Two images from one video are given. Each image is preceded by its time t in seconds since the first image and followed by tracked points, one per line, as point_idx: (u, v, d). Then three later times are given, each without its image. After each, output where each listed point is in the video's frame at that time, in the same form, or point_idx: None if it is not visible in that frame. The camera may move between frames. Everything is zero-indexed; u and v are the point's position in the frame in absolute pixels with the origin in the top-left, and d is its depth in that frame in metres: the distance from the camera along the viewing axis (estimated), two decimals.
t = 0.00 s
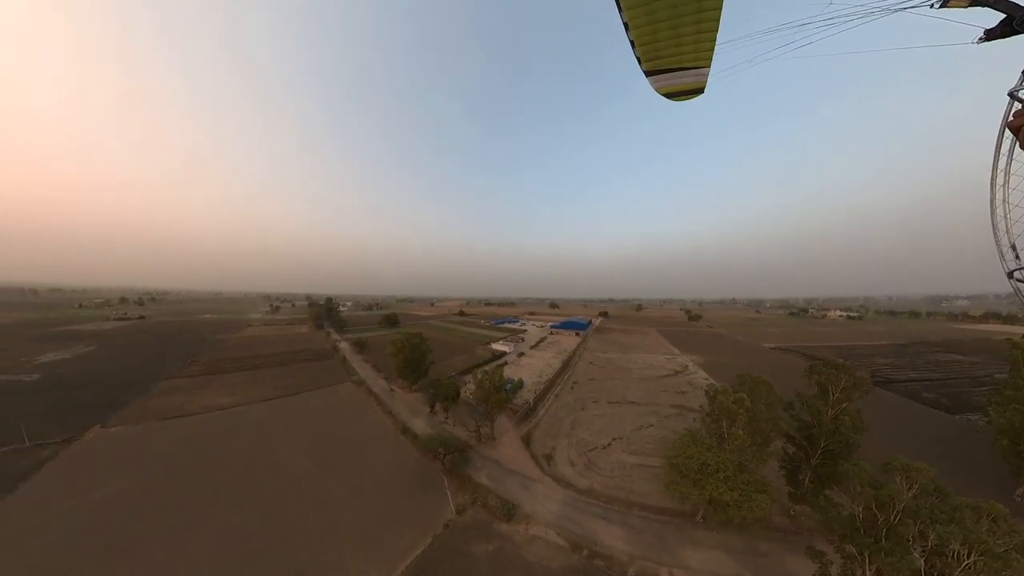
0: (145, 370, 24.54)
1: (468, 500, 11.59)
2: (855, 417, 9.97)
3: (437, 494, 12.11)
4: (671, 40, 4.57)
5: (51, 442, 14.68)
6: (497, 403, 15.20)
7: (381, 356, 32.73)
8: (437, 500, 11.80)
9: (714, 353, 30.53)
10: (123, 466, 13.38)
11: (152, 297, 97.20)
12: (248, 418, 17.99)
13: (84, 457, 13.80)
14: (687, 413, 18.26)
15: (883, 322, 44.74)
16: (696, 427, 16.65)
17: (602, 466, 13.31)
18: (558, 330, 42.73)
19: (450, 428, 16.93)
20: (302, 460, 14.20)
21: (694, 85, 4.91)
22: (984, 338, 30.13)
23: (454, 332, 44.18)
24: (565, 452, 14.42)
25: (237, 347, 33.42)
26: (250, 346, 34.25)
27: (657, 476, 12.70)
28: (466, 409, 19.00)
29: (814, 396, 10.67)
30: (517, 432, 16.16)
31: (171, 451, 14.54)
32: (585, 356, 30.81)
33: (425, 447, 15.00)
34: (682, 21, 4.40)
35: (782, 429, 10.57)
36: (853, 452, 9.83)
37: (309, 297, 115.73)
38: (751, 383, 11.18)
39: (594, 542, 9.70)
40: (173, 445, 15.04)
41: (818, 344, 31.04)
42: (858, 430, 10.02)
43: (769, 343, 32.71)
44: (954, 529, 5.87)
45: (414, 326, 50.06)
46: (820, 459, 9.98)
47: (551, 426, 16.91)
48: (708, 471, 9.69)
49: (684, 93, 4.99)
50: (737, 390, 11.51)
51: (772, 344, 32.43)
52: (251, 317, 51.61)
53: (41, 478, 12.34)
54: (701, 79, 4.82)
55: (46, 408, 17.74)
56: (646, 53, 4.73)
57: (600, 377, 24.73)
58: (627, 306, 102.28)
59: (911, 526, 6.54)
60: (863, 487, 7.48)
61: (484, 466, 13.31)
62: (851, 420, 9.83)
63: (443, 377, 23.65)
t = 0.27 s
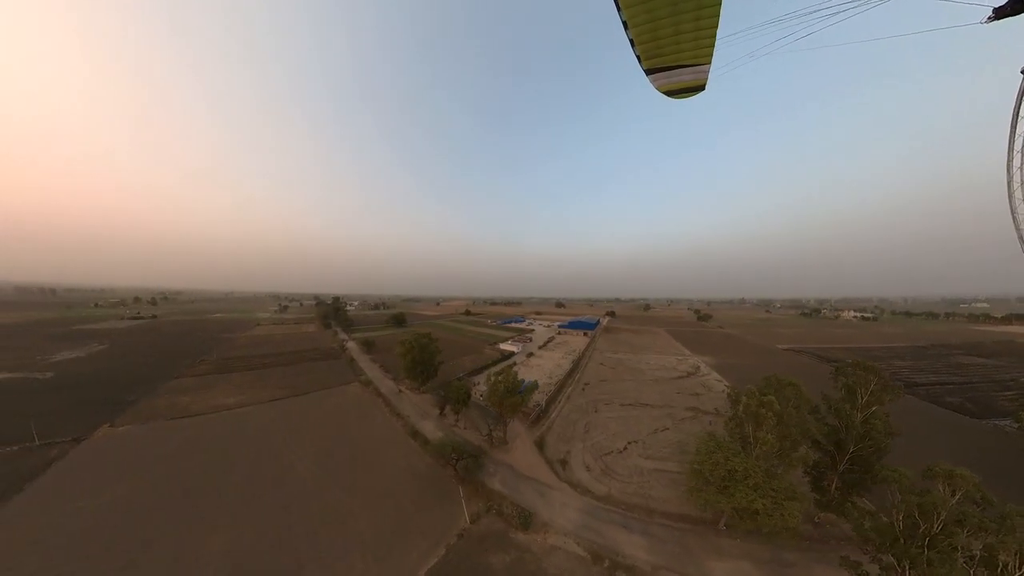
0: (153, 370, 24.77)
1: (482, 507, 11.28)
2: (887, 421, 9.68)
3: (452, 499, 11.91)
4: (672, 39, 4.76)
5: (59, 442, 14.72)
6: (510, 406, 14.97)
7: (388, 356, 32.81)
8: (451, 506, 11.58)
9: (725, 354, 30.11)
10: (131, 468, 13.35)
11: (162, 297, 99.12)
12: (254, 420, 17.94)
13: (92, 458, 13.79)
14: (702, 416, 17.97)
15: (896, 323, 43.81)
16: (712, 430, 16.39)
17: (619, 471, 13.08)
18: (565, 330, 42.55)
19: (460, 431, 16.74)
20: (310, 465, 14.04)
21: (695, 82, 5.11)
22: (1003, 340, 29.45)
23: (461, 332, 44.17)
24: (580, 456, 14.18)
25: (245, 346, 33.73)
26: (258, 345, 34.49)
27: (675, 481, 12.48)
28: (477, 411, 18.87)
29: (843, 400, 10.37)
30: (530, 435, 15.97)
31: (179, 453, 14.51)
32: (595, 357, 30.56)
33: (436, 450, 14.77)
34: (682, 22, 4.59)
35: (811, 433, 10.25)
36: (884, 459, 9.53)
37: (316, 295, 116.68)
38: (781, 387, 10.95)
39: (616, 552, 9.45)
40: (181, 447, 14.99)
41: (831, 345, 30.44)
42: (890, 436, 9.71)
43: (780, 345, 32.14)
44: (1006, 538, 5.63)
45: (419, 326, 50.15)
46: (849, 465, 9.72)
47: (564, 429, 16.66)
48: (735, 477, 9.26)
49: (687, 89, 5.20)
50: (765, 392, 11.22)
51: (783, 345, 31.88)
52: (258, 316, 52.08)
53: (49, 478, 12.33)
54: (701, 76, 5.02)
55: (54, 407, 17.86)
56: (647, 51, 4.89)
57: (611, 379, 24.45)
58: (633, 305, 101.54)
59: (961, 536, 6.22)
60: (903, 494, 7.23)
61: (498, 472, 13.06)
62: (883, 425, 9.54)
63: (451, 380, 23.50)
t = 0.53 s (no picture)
0: (163, 369, 25.03)
1: (497, 515, 10.98)
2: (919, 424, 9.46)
3: (465, 506, 11.62)
4: (671, 36, 4.11)
5: (66, 442, 14.87)
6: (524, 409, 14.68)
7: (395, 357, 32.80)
8: (464, 512, 11.31)
9: (736, 355, 29.59)
10: (138, 470, 13.36)
11: (165, 296, 98.04)
12: (261, 422, 17.92)
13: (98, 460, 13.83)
14: (718, 419, 17.65)
15: (914, 324, 42.48)
16: (729, 434, 16.09)
17: (636, 476, 12.84)
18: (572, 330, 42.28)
19: (471, 434, 16.51)
20: (319, 468, 13.92)
21: (696, 82, 4.30)
22: None
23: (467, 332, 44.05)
24: (595, 461, 13.93)
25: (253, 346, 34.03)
26: (265, 345, 34.66)
27: (695, 486, 12.24)
28: (488, 413, 18.71)
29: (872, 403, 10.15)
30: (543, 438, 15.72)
31: (189, 455, 14.47)
32: (605, 357, 30.24)
33: (447, 455, 14.52)
34: (683, 15, 3.92)
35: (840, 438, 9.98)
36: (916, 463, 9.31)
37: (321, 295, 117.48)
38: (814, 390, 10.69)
39: (638, 562, 9.21)
40: (187, 449, 14.98)
41: (847, 347, 29.63)
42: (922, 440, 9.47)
43: (793, 345, 31.39)
44: None
45: (424, 326, 50.13)
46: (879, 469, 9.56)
47: (577, 432, 16.45)
48: (766, 483, 8.89)
49: (689, 90, 4.43)
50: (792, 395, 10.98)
51: (797, 345, 31.13)
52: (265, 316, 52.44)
53: (56, 480, 12.38)
54: (705, 75, 4.21)
55: (62, 407, 18.07)
56: (647, 50, 4.21)
57: (622, 380, 24.15)
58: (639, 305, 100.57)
59: (1012, 545, 6.02)
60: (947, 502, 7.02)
61: (512, 478, 12.79)
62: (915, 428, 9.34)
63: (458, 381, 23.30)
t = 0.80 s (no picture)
0: (173, 369, 25.38)
1: (512, 525, 10.82)
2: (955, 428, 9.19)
3: (481, 514, 11.45)
4: (675, 36, 4.49)
5: (73, 442, 15.08)
6: (539, 413, 14.37)
7: (403, 357, 32.88)
8: (481, 523, 11.07)
9: (749, 355, 29.11)
10: (150, 472, 13.43)
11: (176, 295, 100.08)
12: (266, 424, 17.93)
13: (103, 461, 13.90)
14: (735, 422, 17.33)
15: (932, 325, 41.33)
16: (747, 438, 15.79)
17: (655, 482, 12.63)
18: (580, 330, 42.04)
19: (483, 437, 16.31)
20: (327, 473, 13.84)
21: (700, 81, 4.76)
22: None
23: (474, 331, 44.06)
24: (612, 465, 13.69)
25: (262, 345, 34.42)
26: (275, 344, 35.01)
27: (716, 493, 12.01)
28: (500, 415, 18.57)
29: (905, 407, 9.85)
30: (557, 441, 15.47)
31: (202, 458, 14.51)
32: (616, 358, 29.99)
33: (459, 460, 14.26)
34: (687, 17, 4.32)
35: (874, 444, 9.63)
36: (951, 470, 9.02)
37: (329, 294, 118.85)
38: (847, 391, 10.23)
39: None
40: (191, 450, 15.02)
41: (864, 349, 28.90)
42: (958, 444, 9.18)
43: (808, 347, 30.71)
44: None
45: (431, 325, 50.32)
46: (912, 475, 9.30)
47: (592, 436, 16.20)
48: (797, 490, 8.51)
49: (693, 89, 4.86)
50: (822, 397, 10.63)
51: (811, 346, 30.57)
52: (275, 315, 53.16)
53: (64, 481, 12.46)
54: (708, 75, 4.67)
55: (70, 407, 18.32)
56: (651, 50, 4.63)
57: (634, 381, 23.86)
58: (645, 305, 100.06)
59: None
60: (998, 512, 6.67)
61: (528, 483, 12.59)
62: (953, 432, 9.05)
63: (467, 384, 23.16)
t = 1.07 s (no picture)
0: (183, 368, 25.72)
1: (530, 535, 10.45)
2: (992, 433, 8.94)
3: (498, 520, 11.28)
4: (682, 36, 4.29)
5: (80, 442, 15.34)
6: (554, 416, 14.02)
7: (410, 357, 32.85)
8: (498, 531, 10.85)
9: (762, 357, 28.56)
10: (163, 475, 13.42)
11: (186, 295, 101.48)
12: (270, 425, 18.04)
13: (106, 462, 14.02)
14: (752, 425, 17.01)
15: (953, 326, 39.99)
16: (766, 442, 15.49)
17: (675, 488, 12.40)
18: (587, 330, 41.68)
19: (496, 440, 16.16)
20: (339, 477, 13.72)
21: (709, 81, 4.56)
22: None
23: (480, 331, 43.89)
24: (630, 470, 13.51)
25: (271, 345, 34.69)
26: (282, 344, 35.20)
27: (738, 500, 11.78)
28: (511, 417, 18.40)
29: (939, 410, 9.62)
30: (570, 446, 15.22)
31: (214, 462, 14.50)
32: (625, 358, 29.64)
33: (472, 466, 14.02)
34: (694, 16, 4.11)
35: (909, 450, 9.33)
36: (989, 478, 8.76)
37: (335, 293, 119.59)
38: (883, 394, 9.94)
39: None
40: (194, 452, 15.11)
41: (882, 350, 28.06)
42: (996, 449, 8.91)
43: (823, 348, 29.95)
44: None
45: (437, 325, 50.30)
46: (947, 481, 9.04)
47: (607, 439, 15.99)
48: (830, 498, 8.21)
49: (703, 90, 4.65)
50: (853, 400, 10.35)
51: (825, 348, 29.90)
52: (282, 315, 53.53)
53: (70, 482, 12.63)
54: (717, 75, 4.47)
55: (75, 406, 18.62)
56: (657, 51, 4.43)
57: (646, 382, 23.56)
58: (652, 304, 99.13)
59: None
60: None
61: (544, 488, 12.35)
62: (991, 437, 8.80)
63: (476, 386, 23.01)
